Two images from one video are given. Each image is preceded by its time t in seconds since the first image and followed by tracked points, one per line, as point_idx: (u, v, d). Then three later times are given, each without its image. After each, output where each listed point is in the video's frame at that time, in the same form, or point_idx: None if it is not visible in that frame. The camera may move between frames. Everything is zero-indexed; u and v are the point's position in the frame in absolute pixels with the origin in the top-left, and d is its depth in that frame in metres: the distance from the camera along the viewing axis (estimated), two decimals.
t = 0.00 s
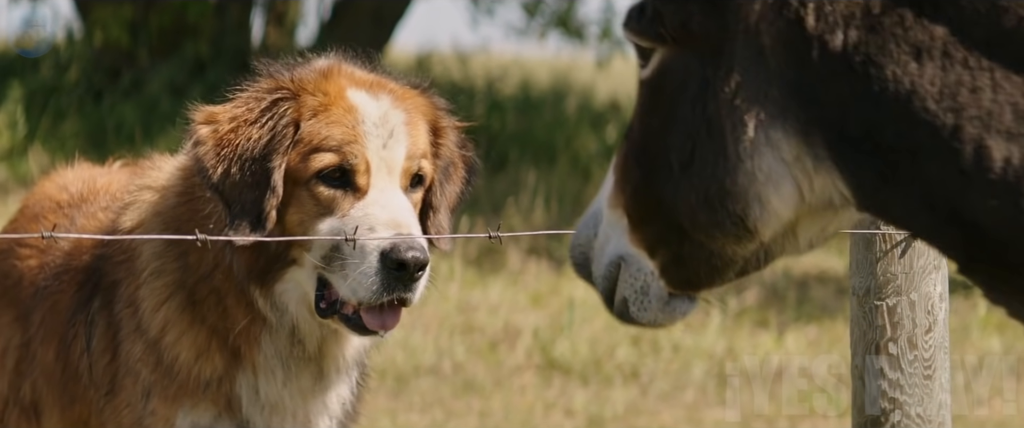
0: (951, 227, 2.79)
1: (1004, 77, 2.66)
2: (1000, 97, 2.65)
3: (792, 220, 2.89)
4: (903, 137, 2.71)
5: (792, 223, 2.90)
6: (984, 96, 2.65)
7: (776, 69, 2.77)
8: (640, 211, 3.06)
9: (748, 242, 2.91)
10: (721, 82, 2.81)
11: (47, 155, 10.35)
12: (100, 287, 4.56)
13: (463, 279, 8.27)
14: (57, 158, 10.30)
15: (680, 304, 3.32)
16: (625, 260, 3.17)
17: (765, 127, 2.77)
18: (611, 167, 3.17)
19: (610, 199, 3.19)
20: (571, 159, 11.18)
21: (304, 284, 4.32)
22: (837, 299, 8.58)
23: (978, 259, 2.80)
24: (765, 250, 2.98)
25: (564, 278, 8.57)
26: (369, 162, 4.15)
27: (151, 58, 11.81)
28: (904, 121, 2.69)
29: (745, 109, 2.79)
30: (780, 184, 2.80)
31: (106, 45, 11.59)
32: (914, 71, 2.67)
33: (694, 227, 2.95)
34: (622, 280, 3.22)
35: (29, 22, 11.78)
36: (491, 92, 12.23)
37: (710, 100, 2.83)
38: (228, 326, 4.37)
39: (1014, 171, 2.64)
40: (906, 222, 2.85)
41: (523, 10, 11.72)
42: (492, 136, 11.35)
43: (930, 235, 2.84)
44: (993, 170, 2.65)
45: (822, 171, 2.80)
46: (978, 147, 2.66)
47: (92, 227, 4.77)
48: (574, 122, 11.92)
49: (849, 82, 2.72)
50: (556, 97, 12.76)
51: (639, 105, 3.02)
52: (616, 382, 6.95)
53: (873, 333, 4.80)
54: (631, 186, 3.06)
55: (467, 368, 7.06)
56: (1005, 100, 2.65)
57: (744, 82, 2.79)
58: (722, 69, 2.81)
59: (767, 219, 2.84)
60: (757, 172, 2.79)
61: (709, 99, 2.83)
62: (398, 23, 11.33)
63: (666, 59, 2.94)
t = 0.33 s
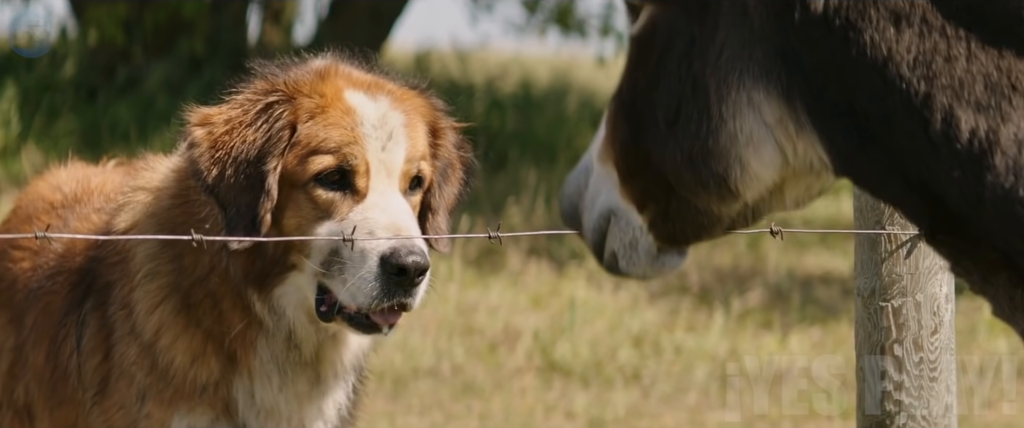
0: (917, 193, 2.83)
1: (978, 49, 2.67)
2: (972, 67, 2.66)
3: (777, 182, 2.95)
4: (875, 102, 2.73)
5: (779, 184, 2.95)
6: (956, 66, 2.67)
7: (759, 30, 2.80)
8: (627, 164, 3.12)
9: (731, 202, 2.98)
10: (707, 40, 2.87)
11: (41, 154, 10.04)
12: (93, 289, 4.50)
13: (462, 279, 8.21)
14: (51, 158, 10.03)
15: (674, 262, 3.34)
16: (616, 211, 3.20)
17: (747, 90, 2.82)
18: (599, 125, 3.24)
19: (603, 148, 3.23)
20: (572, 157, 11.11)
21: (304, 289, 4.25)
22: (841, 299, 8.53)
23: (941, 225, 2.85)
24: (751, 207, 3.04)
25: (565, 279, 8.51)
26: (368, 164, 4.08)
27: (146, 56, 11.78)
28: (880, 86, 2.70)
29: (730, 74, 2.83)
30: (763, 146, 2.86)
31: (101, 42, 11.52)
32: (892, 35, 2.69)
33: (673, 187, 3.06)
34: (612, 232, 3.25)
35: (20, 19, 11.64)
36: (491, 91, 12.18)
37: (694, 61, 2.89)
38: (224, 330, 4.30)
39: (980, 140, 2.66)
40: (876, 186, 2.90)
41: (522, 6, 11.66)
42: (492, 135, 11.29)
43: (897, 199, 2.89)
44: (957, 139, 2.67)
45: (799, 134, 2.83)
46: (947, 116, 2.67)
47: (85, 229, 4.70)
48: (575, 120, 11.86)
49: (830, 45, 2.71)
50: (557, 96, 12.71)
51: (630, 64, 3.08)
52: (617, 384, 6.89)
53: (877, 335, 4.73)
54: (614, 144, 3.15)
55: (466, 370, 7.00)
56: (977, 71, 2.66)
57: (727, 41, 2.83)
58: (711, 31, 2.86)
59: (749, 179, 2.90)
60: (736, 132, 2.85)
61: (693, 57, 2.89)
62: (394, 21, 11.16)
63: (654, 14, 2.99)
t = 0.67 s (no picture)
0: (916, 172, 3.10)
1: (980, 30, 2.90)
2: (973, 49, 2.90)
3: (786, 145, 3.40)
4: (878, 77, 2.99)
5: (788, 146, 3.40)
6: (956, 47, 2.91)
7: None
8: (639, 128, 3.71)
9: (741, 163, 3.48)
10: (720, 10, 3.29)
11: (34, 153, 9.84)
12: (87, 290, 4.43)
13: (462, 281, 8.16)
14: (44, 157, 9.85)
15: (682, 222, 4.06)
16: (617, 169, 3.94)
17: (759, 60, 3.23)
18: (621, 90, 3.76)
19: (614, 116, 3.87)
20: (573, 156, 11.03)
21: (304, 292, 4.18)
22: (846, 300, 8.47)
23: (940, 207, 3.11)
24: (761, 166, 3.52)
25: (566, 280, 8.45)
26: (368, 165, 4.02)
27: (141, 54, 11.67)
28: (883, 61, 2.97)
29: (741, 44, 3.25)
30: (770, 112, 3.30)
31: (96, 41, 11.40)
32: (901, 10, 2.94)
33: (690, 148, 3.55)
34: (615, 190, 4.00)
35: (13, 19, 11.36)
36: (491, 90, 12.13)
37: (707, 32, 3.33)
38: (220, 332, 4.24)
39: (977, 122, 2.90)
40: (874, 158, 3.17)
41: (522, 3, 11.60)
42: (492, 133, 11.22)
43: (894, 172, 3.16)
44: (955, 121, 2.92)
45: (807, 102, 3.23)
46: (946, 97, 2.91)
47: (78, 229, 4.63)
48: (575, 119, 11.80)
49: (838, 17, 3.01)
50: (558, 96, 12.64)
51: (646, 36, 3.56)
52: (619, 387, 6.83)
53: (882, 337, 4.67)
54: (634, 108, 3.69)
55: (466, 372, 6.94)
56: (978, 54, 2.89)
57: (739, 11, 3.24)
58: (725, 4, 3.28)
59: (758, 141, 3.37)
60: (743, 100, 3.31)
61: (706, 25, 3.33)
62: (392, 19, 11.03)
63: None
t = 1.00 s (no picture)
0: (917, 175, 3.10)
1: (979, 27, 2.91)
2: (972, 46, 2.91)
3: (792, 149, 3.37)
4: (879, 76, 3.02)
5: (795, 151, 3.37)
6: (955, 43, 2.92)
7: None
8: (643, 131, 3.68)
9: (746, 168, 3.44)
10: (723, 10, 3.27)
11: (27, 153, 9.75)
12: (81, 291, 4.36)
13: (461, 282, 8.09)
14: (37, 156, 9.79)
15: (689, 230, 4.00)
16: (624, 174, 3.86)
17: (761, 60, 3.21)
18: (624, 92, 3.74)
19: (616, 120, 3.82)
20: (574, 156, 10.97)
21: (304, 295, 4.13)
22: (850, 302, 8.41)
23: (941, 210, 3.11)
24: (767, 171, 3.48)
25: (567, 281, 8.39)
26: (366, 168, 3.95)
27: (136, 52, 11.62)
28: (884, 59, 3.00)
29: (743, 44, 3.23)
30: (774, 115, 3.28)
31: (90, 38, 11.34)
32: (901, 8, 2.97)
33: (692, 151, 3.54)
34: (620, 198, 3.91)
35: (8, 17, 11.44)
36: (491, 89, 12.08)
37: (710, 32, 3.31)
38: (217, 335, 4.17)
39: (977, 121, 2.92)
40: (875, 161, 3.17)
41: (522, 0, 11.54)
42: (492, 132, 11.15)
43: (895, 174, 3.15)
44: (954, 119, 2.94)
45: (812, 104, 3.21)
46: (946, 95, 2.93)
47: (72, 230, 4.56)
48: (576, 117, 11.74)
49: (839, 14, 3.04)
50: (559, 94, 12.58)
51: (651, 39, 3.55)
52: (620, 389, 6.76)
53: (887, 339, 4.60)
54: (637, 111, 3.68)
55: (465, 374, 6.87)
56: (977, 52, 2.91)
57: (742, 10, 3.23)
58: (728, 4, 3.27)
59: (761, 145, 3.35)
60: (745, 101, 3.29)
61: (709, 24, 3.31)
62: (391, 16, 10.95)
63: None
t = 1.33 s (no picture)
0: (920, 173, 3.00)
1: (980, 22, 2.80)
2: (973, 42, 2.80)
3: (794, 146, 3.28)
4: (882, 71, 2.91)
5: (796, 147, 3.29)
6: (956, 38, 2.81)
7: None
8: (641, 128, 3.59)
9: (746, 165, 3.35)
10: (723, 3, 3.18)
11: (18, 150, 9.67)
12: (76, 292, 4.29)
13: (461, 283, 8.03)
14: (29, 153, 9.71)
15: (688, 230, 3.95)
16: (621, 174, 3.77)
17: (762, 55, 3.11)
18: (620, 89, 3.65)
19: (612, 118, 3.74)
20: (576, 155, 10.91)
21: (301, 298, 4.06)
22: (855, 303, 8.35)
23: (945, 208, 3.01)
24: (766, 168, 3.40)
25: (567, 282, 8.32)
26: (362, 171, 3.88)
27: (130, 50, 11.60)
28: (886, 53, 2.88)
29: (743, 38, 3.13)
30: (775, 110, 3.18)
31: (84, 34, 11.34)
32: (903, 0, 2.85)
33: (690, 148, 3.44)
34: (619, 197, 3.83)
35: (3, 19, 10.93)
36: (491, 88, 12.03)
37: (710, 26, 3.21)
38: (213, 337, 4.10)
39: (979, 119, 2.81)
40: (878, 158, 3.07)
41: None
42: (492, 130, 11.09)
43: (898, 170, 3.05)
44: (956, 116, 2.83)
45: (814, 100, 3.11)
46: (948, 92, 2.82)
47: (67, 229, 4.49)
48: (576, 116, 11.69)
49: (841, 8, 2.94)
50: (559, 92, 12.54)
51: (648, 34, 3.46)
52: (622, 391, 6.69)
53: (893, 341, 4.53)
54: (633, 107, 3.58)
55: (464, 376, 6.80)
56: (978, 48, 2.79)
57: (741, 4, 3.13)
58: None
59: (762, 142, 3.25)
60: (745, 97, 3.19)
61: (708, 18, 3.22)
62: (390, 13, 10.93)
63: None
